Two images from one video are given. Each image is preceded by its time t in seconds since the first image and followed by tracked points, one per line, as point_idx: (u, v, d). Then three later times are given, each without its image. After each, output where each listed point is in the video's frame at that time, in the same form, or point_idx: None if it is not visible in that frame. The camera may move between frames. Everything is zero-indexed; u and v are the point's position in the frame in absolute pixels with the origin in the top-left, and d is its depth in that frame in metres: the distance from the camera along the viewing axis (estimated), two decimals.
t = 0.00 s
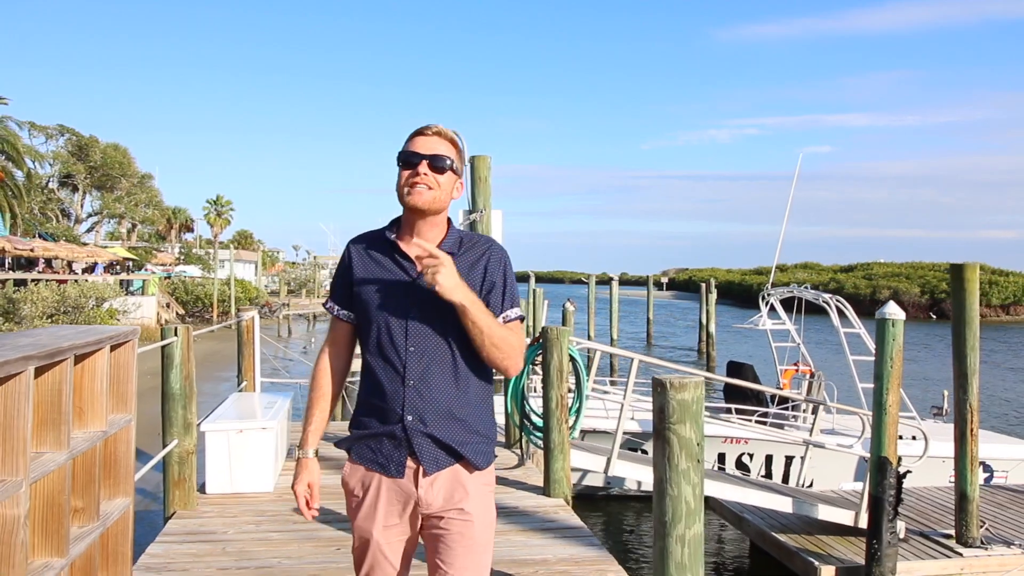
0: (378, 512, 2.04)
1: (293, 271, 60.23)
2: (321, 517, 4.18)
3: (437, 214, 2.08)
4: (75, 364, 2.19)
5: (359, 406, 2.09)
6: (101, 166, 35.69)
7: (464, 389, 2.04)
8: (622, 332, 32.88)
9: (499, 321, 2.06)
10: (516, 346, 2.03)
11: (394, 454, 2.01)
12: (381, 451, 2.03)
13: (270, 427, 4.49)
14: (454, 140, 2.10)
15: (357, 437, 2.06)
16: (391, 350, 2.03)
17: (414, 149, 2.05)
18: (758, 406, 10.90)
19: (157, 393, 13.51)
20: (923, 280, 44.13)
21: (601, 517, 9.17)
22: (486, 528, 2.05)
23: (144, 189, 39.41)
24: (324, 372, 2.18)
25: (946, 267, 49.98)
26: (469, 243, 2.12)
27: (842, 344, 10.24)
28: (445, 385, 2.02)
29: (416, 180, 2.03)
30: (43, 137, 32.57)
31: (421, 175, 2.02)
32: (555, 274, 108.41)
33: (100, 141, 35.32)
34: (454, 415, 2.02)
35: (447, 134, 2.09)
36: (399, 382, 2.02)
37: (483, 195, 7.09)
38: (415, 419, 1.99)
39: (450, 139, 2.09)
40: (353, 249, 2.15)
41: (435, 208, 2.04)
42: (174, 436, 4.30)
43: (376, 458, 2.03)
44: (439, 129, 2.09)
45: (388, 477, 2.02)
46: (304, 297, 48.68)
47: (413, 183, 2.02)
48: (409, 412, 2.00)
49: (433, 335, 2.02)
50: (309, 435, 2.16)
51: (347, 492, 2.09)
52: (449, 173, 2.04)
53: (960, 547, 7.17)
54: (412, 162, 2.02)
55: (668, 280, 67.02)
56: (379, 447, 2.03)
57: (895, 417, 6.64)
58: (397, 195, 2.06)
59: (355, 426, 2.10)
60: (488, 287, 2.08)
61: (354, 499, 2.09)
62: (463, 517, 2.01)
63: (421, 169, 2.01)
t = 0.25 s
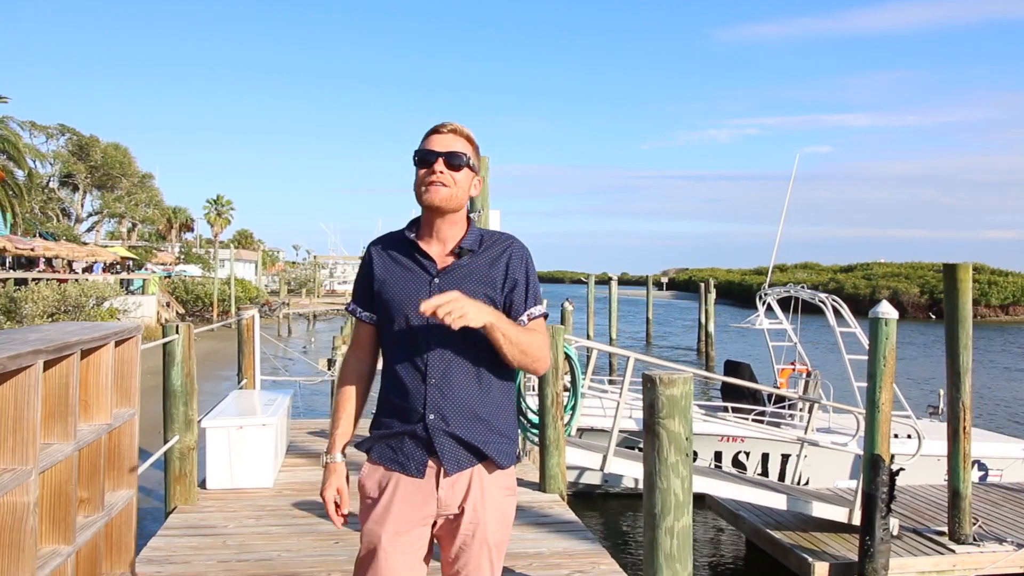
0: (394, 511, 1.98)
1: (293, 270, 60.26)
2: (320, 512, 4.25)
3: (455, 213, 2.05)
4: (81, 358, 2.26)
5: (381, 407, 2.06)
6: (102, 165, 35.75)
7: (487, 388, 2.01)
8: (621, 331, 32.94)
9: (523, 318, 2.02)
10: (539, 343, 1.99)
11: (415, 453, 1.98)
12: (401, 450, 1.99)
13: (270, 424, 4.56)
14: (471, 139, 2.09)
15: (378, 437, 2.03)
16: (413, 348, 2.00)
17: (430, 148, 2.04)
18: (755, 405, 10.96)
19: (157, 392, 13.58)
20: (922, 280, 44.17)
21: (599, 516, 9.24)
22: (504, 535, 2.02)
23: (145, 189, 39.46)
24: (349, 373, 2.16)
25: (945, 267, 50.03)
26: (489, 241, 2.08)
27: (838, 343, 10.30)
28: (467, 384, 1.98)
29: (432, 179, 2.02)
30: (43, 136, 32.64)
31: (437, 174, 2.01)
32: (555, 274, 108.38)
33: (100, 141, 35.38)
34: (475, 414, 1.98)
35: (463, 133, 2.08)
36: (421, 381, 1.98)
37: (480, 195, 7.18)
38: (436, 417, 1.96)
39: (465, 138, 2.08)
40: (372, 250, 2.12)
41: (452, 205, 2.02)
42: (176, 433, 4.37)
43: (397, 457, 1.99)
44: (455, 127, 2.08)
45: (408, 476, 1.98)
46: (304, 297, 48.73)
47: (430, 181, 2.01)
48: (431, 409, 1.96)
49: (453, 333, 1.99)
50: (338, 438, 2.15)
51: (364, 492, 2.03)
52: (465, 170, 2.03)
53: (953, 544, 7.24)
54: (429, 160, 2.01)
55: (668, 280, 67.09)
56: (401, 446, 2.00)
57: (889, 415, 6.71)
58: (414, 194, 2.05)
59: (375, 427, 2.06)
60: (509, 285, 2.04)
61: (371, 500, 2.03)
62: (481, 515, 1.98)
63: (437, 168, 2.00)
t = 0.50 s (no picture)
0: (404, 505, 2.01)
1: (293, 270, 60.33)
2: (320, 507, 4.33)
3: (469, 212, 2.09)
4: (91, 354, 2.33)
5: (394, 403, 2.10)
6: (102, 165, 35.84)
7: (498, 388, 2.06)
8: (620, 331, 33.02)
9: (536, 320, 2.07)
10: (546, 346, 2.04)
11: (426, 450, 2.02)
12: (412, 446, 2.04)
13: (271, 421, 4.64)
14: (483, 136, 2.12)
15: (390, 431, 2.08)
16: (427, 348, 2.05)
17: (443, 146, 2.07)
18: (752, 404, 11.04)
19: (158, 391, 13.67)
20: (921, 281, 44.23)
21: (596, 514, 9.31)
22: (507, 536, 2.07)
23: (145, 189, 39.53)
24: (364, 370, 2.21)
25: (944, 267, 50.08)
26: (504, 239, 2.11)
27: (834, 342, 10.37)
28: (480, 384, 2.03)
29: (446, 178, 2.05)
30: (44, 136, 32.72)
31: (450, 171, 2.04)
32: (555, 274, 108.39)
33: (101, 141, 35.46)
34: (486, 414, 2.03)
35: (475, 131, 2.11)
36: (434, 380, 2.03)
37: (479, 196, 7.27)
38: (448, 416, 2.01)
39: (478, 135, 2.10)
40: (387, 247, 2.17)
41: (465, 204, 2.06)
42: (179, 428, 4.45)
43: (407, 452, 2.03)
44: (467, 124, 2.11)
45: (417, 472, 2.02)
46: (304, 296, 48.78)
47: (443, 179, 2.05)
48: (443, 408, 2.01)
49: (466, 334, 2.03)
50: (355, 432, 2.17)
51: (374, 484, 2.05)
52: (478, 168, 2.06)
53: (946, 541, 7.32)
54: (442, 159, 2.04)
55: (668, 280, 67.13)
56: (412, 442, 2.04)
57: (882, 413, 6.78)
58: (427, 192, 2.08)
59: (387, 423, 2.11)
60: (522, 287, 2.07)
61: (382, 492, 2.04)
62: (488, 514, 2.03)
63: (450, 166, 2.03)
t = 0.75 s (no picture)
0: (417, 513, 2.05)
1: (293, 270, 60.40)
2: (323, 502, 4.42)
3: (473, 218, 2.14)
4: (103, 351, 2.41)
5: (399, 409, 2.14)
6: (103, 165, 35.93)
7: (505, 393, 2.12)
8: (620, 331, 33.07)
9: (540, 324, 2.15)
10: (550, 351, 2.12)
11: (437, 456, 2.07)
12: (423, 452, 2.08)
13: (274, 418, 4.73)
14: (486, 140, 2.17)
15: (397, 438, 2.11)
16: (435, 354, 2.09)
17: (447, 152, 2.12)
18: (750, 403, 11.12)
19: (160, 390, 13.76)
20: (922, 281, 44.27)
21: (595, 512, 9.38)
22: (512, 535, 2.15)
23: (146, 189, 39.65)
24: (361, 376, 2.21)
25: (945, 267, 50.08)
26: (507, 244, 2.17)
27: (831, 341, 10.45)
28: (489, 390, 2.09)
29: (451, 184, 2.11)
30: (45, 136, 32.80)
31: (456, 178, 2.10)
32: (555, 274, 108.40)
33: (102, 141, 35.54)
34: (495, 419, 2.09)
35: (479, 135, 2.16)
36: (444, 387, 2.08)
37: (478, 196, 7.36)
38: (460, 422, 2.06)
39: (482, 140, 2.16)
40: (387, 251, 2.19)
41: (471, 208, 2.12)
42: (184, 426, 4.54)
43: (418, 459, 2.07)
44: (469, 130, 2.15)
45: (428, 478, 2.06)
46: (304, 296, 48.83)
47: (449, 186, 2.10)
48: (455, 415, 2.06)
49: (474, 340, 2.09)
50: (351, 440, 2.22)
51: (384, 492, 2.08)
52: (483, 173, 2.12)
53: (940, 538, 7.39)
54: (447, 165, 2.10)
55: (668, 280, 67.17)
56: (422, 448, 2.08)
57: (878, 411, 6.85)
58: (432, 197, 2.13)
59: (393, 428, 2.14)
60: (528, 293, 2.14)
61: (392, 499, 2.08)
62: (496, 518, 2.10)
63: (456, 173, 2.09)
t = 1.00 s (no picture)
0: (419, 519, 2.01)
1: (294, 270, 60.52)
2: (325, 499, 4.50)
3: (460, 217, 2.11)
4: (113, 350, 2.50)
5: (395, 416, 2.09)
6: (105, 165, 36.05)
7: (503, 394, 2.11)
8: (621, 331, 33.15)
9: (532, 322, 2.16)
10: (545, 349, 2.13)
11: (438, 461, 2.03)
12: (423, 458, 2.04)
13: (276, 416, 4.80)
14: (467, 137, 2.13)
15: (396, 445, 2.06)
16: (434, 358, 2.05)
17: (431, 152, 2.08)
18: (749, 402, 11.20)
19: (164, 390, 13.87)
20: (923, 280, 44.29)
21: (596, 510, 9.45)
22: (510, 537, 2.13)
23: (147, 189, 39.80)
24: (348, 386, 2.13)
25: (946, 267, 50.10)
26: (496, 242, 2.16)
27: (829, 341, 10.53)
28: (489, 392, 2.08)
29: (437, 185, 2.07)
30: (47, 137, 32.93)
31: (441, 179, 2.06)
32: (557, 273, 108.52)
33: (104, 142, 35.66)
34: (495, 421, 2.08)
35: (460, 133, 2.13)
36: (445, 391, 2.04)
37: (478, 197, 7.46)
38: (462, 427, 2.03)
39: (465, 138, 2.13)
40: (373, 256, 2.13)
41: (458, 208, 2.09)
42: (189, 423, 4.63)
43: (418, 465, 2.03)
44: (450, 127, 2.12)
45: (429, 484, 2.02)
46: (305, 296, 48.94)
47: (435, 187, 2.06)
48: (457, 420, 2.03)
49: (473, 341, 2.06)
50: (339, 452, 2.13)
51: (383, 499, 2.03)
52: (467, 172, 2.08)
53: (937, 536, 7.46)
54: (431, 166, 2.06)
55: (668, 280, 67.24)
56: (422, 454, 2.04)
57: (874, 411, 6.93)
58: (418, 199, 2.09)
59: (389, 435, 2.09)
60: (521, 292, 2.14)
61: (392, 507, 2.03)
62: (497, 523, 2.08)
63: (441, 173, 2.05)
